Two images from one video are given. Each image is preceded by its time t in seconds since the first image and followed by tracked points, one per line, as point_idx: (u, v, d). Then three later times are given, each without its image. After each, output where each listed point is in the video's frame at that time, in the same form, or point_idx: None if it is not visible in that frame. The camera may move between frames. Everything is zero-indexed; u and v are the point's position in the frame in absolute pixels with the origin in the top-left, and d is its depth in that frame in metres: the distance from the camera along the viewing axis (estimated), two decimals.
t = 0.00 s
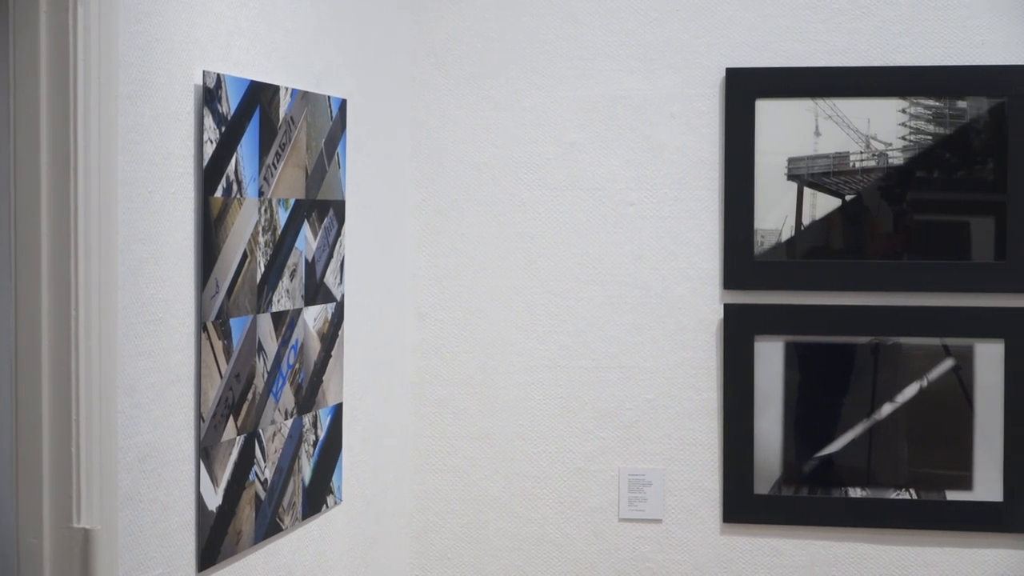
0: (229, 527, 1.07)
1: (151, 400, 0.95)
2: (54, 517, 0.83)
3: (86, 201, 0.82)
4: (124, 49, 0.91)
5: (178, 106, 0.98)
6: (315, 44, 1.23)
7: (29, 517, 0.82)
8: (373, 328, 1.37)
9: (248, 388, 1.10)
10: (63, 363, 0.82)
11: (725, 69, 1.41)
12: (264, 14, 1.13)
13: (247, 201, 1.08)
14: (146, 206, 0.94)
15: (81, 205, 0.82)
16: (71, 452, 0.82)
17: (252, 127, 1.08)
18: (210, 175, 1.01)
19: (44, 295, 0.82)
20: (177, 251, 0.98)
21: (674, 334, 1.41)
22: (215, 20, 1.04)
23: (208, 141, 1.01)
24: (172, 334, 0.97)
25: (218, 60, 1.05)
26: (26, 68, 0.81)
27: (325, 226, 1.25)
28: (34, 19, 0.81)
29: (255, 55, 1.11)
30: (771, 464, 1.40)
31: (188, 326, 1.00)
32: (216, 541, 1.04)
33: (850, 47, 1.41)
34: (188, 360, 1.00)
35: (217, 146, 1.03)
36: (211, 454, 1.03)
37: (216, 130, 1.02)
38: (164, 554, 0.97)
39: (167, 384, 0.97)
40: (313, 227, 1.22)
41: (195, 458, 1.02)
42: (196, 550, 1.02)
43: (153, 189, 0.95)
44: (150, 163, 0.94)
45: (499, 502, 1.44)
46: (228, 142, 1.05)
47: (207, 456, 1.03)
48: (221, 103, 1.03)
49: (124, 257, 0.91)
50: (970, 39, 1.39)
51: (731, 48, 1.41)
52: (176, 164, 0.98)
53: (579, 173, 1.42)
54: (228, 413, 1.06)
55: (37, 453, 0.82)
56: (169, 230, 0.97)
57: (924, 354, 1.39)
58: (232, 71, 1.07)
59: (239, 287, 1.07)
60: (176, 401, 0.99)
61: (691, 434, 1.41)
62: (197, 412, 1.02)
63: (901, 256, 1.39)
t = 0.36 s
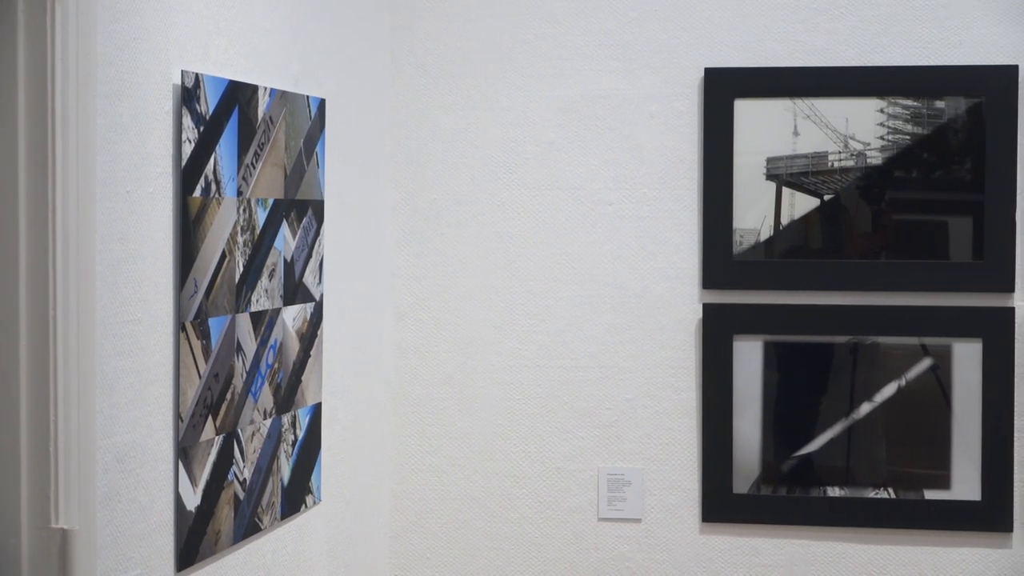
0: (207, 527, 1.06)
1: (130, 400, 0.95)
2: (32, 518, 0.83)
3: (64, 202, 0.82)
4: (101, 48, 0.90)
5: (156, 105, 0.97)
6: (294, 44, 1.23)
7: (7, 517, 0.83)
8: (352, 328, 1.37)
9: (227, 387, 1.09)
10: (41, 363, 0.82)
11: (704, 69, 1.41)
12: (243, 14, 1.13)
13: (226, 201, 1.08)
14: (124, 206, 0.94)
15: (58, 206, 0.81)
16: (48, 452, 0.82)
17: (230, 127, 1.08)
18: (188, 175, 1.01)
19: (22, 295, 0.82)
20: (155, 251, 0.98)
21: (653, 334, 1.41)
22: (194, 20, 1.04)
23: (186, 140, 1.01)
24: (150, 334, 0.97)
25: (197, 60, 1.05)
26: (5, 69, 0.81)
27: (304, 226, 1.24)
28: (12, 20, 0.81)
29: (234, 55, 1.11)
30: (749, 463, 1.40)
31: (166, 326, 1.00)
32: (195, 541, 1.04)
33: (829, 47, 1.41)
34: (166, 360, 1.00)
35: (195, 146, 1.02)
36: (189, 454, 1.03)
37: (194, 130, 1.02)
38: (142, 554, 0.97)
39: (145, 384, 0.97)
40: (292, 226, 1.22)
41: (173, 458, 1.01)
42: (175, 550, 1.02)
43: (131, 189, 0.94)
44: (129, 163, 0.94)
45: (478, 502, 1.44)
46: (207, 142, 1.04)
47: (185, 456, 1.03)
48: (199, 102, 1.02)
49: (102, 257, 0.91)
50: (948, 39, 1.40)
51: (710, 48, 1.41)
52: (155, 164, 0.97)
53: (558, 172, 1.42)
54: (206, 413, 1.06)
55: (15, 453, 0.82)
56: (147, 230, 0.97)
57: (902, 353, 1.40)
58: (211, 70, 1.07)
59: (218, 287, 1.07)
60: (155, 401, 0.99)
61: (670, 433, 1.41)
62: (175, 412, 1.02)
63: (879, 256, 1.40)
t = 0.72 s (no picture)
0: (186, 528, 1.06)
1: (109, 399, 0.95)
2: (12, 516, 0.83)
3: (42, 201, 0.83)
4: (79, 47, 0.90)
5: (134, 105, 0.97)
6: (272, 43, 1.23)
7: None
8: (330, 328, 1.37)
9: (206, 388, 1.09)
10: (20, 361, 0.82)
11: (683, 69, 1.41)
12: (221, 13, 1.12)
13: (205, 201, 1.08)
14: (103, 205, 0.93)
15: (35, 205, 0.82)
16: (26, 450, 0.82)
17: (209, 126, 1.08)
18: (167, 174, 1.01)
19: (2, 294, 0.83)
20: (134, 250, 0.98)
21: (632, 334, 1.42)
22: (172, 19, 1.04)
23: (165, 140, 1.01)
24: (129, 334, 0.97)
25: (175, 59, 1.04)
26: None
27: (283, 226, 1.24)
28: None
29: (213, 54, 1.11)
30: (729, 462, 1.40)
31: (145, 326, 1.00)
32: (174, 541, 1.04)
33: (808, 47, 1.41)
34: (145, 360, 1.00)
35: (174, 145, 1.02)
36: (168, 455, 1.03)
37: (173, 129, 1.02)
38: (121, 555, 0.97)
39: (124, 384, 0.97)
40: (271, 226, 1.22)
41: (152, 458, 1.01)
42: (154, 550, 1.01)
43: (110, 188, 0.94)
44: (108, 162, 0.94)
45: (458, 502, 1.43)
46: (186, 141, 1.04)
47: (164, 456, 1.03)
48: (178, 102, 1.02)
49: (81, 256, 0.91)
50: (926, 39, 1.40)
51: (689, 48, 1.41)
52: (134, 163, 0.97)
53: (538, 172, 1.42)
54: (185, 413, 1.05)
55: None
56: (126, 230, 0.96)
57: (881, 352, 1.40)
58: (190, 69, 1.07)
59: (197, 287, 1.07)
60: (133, 401, 0.98)
61: (650, 433, 1.41)
62: (154, 412, 1.01)
63: (858, 255, 1.40)
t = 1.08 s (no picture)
0: (165, 528, 1.06)
1: (87, 399, 0.95)
2: None
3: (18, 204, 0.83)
4: (58, 47, 0.90)
5: (112, 104, 0.97)
6: (252, 43, 1.22)
7: None
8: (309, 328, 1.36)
9: (185, 388, 1.09)
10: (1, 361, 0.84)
11: (662, 69, 1.41)
12: (200, 12, 1.12)
13: (184, 201, 1.08)
14: (82, 205, 0.93)
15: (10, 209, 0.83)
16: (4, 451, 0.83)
17: (188, 126, 1.08)
18: (146, 174, 1.01)
19: None
20: (112, 250, 0.97)
21: (611, 333, 1.42)
22: (151, 19, 1.04)
23: (144, 139, 1.01)
24: (107, 334, 0.97)
25: (154, 59, 1.04)
26: None
27: (262, 225, 1.24)
28: None
29: (192, 54, 1.11)
30: (708, 462, 1.40)
31: (123, 326, 1.00)
32: (152, 541, 1.04)
33: (787, 47, 1.41)
34: (123, 360, 1.00)
35: (153, 145, 1.02)
36: (147, 455, 1.03)
37: (152, 129, 1.02)
38: (99, 555, 0.97)
39: (102, 384, 0.97)
40: (250, 226, 1.21)
41: (131, 458, 1.01)
42: (132, 550, 1.01)
43: (88, 188, 0.94)
44: (86, 162, 0.93)
45: (437, 502, 1.43)
46: (165, 141, 1.04)
47: (143, 456, 1.02)
48: (157, 101, 1.02)
49: (60, 256, 0.91)
50: (905, 39, 1.40)
51: (668, 48, 1.41)
52: (112, 163, 0.97)
53: (517, 172, 1.42)
54: (164, 413, 1.05)
55: None
56: (105, 230, 0.96)
57: (859, 352, 1.40)
58: (168, 69, 1.07)
59: (175, 287, 1.07)
60: (112, 401, 0.98)
61: (629, 432, 1.42)
62: (132, 412, 1.01)
63: (837, 255, 1.40)
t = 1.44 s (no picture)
0: (143, 528, 1.06)
1: (65, 400, 0.95)
2: None
3: None
4: (37, 47, 0.90)
5: (90, 104, 0.97)
6: (231, 42, 1.22)
7: None
8: (289, 328, 1.36)
9: (163, 388, 1.09)
10: None
11: (641, 69, 1.41)
12: (179, 12, 1.12)
13: (162, 200, 1.07)
14: (60, 205, 0.93)
15: None
16: None
17: (167, 126, 1.08)
18: (125, 174, 1.01)
19: None
20: (90, 250, 0.97)
21: (591, 332, 1.42)
22: (129, 18, 1.04)
23: (123, 139, 1.00)
24: (85, 334, 0.97)
25: (133, 59, 1.04)
26: None
27: (241, 225, 1.24)
28: None
29: (170, 53, 1.11)
30: (687, 461, 1.41)
31: (102, 326, 1.00)
32: (131, 542, 1.04)
33: (767, 47, 1.41)
34: (101, 360, 0.99)
35: (132, 144, 1.02)
36: (126, 455, 1.02)
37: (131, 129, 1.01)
38: (78, 556, 0.97)
39: (80, 384, 0.97)
40: (228, 226, 1.21)
41: (109, 459, 1.01)
42: (111, 551, 1.01)
43: (66, 188, 0.94)
44: (64, 162, 0.93)
45: (416, 502, 1.43)
46: (143, 140, 1.04)
47: (122, 456, 1.02)
48: (136, 101, 1.02)
49: (38, 257, 0.91)
50: (884, 39, 1.40)
51: (647, 48, 1.41)
52: (90, 162, 0.97)
53: (496, 171, 1.42)
54: (143, 413, 1.05)
55: None
56: (83, 230, 0.96)
57: (838, 351, 1.40)
58: (147, 68, 1.07)
59: (154, 287, 1.06)
60: (89, 401, 0.98)
61: (609, 432, 1.42)
62: (111, 412, 1.01)
63: (815, 254, 1.40)
